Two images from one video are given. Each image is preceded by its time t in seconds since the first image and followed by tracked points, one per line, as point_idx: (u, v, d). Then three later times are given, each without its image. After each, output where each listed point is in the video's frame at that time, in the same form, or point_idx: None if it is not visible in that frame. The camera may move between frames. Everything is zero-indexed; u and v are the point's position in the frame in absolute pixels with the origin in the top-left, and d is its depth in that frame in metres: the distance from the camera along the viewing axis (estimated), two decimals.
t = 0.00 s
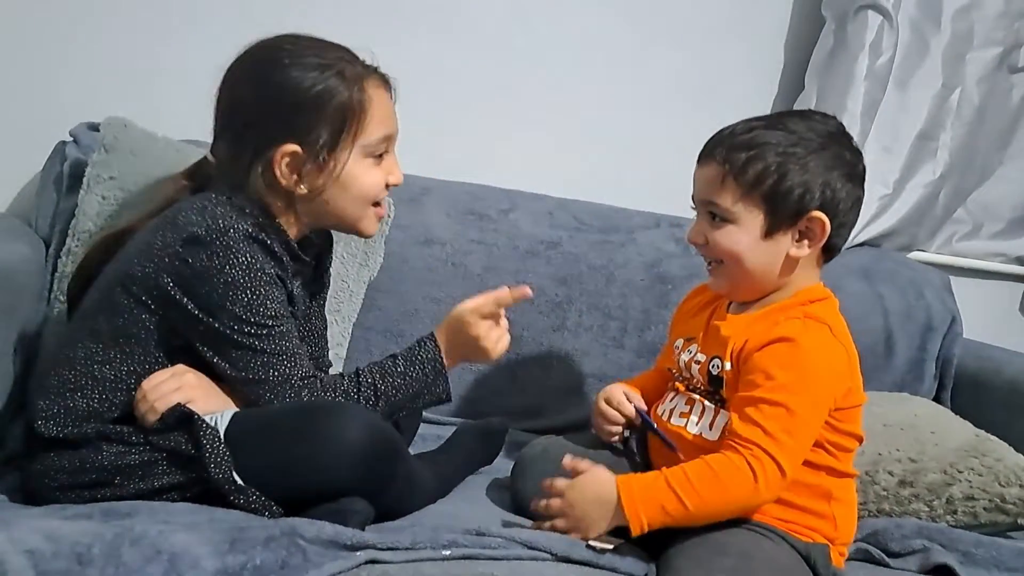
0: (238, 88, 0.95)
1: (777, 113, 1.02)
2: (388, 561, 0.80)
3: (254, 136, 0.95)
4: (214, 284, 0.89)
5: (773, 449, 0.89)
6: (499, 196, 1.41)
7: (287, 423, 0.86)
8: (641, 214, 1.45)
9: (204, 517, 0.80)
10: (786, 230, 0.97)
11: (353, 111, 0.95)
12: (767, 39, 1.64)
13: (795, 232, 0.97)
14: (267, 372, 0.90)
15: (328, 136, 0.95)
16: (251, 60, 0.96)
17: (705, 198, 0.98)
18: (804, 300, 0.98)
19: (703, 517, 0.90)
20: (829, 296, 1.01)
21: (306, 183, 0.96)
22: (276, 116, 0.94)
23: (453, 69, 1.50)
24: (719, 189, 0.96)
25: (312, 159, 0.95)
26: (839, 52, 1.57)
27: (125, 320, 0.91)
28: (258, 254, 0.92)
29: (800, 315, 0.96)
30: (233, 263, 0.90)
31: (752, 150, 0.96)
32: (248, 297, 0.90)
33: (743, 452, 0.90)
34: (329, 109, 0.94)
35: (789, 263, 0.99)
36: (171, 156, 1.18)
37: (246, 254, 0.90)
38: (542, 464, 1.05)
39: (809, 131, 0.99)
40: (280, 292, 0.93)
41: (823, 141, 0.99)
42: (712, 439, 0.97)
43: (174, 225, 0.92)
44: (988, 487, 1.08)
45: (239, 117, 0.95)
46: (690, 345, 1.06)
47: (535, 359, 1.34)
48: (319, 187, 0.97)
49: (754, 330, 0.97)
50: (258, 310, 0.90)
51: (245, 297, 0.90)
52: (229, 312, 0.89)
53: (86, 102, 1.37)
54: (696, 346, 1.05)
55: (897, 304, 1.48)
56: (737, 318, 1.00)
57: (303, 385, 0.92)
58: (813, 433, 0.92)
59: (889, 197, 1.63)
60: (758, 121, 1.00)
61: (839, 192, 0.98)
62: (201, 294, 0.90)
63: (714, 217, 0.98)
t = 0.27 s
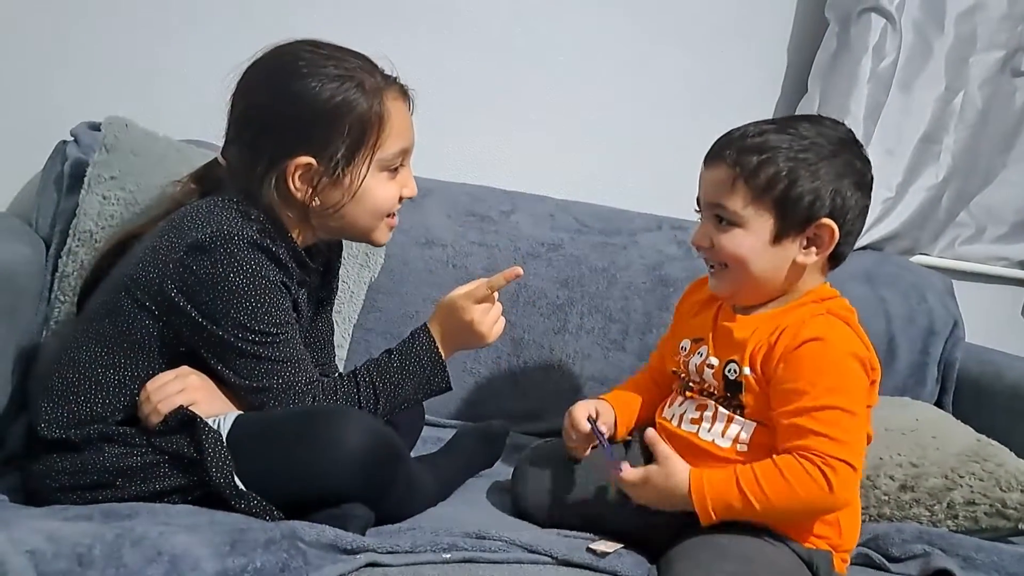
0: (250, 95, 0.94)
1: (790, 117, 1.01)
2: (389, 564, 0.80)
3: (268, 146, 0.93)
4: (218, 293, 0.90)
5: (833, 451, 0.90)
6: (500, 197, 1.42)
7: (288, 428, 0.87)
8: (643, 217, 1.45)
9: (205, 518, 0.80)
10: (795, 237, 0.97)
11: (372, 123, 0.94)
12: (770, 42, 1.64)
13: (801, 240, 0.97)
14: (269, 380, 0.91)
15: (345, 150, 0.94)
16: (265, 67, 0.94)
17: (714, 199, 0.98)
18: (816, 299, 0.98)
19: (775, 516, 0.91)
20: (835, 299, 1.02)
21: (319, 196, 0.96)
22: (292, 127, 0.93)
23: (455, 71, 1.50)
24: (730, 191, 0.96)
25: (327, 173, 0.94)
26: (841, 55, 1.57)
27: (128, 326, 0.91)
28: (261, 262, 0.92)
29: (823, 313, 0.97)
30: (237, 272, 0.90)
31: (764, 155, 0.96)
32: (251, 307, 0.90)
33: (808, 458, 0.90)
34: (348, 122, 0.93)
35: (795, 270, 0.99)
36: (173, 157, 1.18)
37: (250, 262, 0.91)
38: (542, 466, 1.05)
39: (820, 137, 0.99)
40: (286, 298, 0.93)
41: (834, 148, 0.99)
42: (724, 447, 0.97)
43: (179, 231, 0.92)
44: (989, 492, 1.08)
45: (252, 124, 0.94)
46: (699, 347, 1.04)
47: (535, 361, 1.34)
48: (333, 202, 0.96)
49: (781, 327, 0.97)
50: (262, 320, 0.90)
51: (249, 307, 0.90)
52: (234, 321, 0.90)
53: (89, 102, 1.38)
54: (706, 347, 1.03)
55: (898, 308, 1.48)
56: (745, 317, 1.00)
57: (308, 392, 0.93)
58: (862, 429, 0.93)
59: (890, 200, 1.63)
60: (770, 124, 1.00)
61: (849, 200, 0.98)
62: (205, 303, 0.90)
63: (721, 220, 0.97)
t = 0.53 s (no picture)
0: (250, 96, 0.95)
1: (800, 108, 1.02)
2: (385, 560, 0.80)
3: (267, 146, 0.94)
4: (215, 294, 0.90)
5: (827, 453, 0.90)
6: (500, 198, 1.42)
7: (287, 427, 0.87)
8: (641, 217, 1.46)
9: (204, 514, 0.80)
10: (806, 219, 0.96)
11: (371, 127, 0.95)
12: (769, 43, 1.65)
13: (813, 223, 0.97)
14: (266, 381, 0.91)
15: (344, 151, 0.94)
16: (264, 68, 0.95)
17: (729, 175, 0.97)
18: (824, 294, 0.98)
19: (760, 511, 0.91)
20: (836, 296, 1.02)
21: (316, 197, 0.96)
22: (290, 128, 0.93)
23: (455, 72, 1.51)
24: (744, 168, 0.96)
25: (325, 173, 0.95)
26: (839, 57, 1.57)
27: (127, 326, 0.92)
28: (258, 263, 0.92)
29: (829, 311, 0.97)
30: (234, 273, 0.90)
31: (779, 135, 0.96)
32: (247, 308, 0.90)
33: (804, 458, 0.89)
34: (346, 125, 0.94)
35: (804, 254, 0.99)
36: (175, 155, 1.18)
37: (247, 264, 0.91)
38: (539, 464, 1.06)
39: (832, 127, 0.99)
40: (281, 300, 0.93)
41: (845, 137, 0.99)
42: (722, 449, 0.97)
43: (176, 232, 0.93)
44: (984, 492, 1.08)
45: (252, 122, 0.94)
46: (697, 336, 1.04)
47: (534, 360, 1.35)
48: (330, 203, 0.97)
49: (785, 326, 0.96)
50: (258, 321, 0.90)
51: (244, 307, 0.90)
52: (230, 322, 0.90)
53: (91, 101, 1.39)
54: (706, 337, 1.03)
55: (895, 309, 1.49)
56: (749, 309, 1.00)
57: (304, 391, 0.93)
58: (858, 433, 0.93)
59: (888, 202, 1.64)
60: (782, 110, 1.00)
61: (858, 191, 0.99)
62: (201, 305, 0.90)
63: (732, 200, 0.97)
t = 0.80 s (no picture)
0: (247, 97, 0.96)
1: (781, 114, 1.02)
2: (384, 555, 0.80)
3: (263, 146, 0.95)
4: (215, 292, 0.91)
5: (815, 472, 0.89)
6: (500, 198, 1.43)
7: (286, 427, 0.88)
8: (640, 218, 1.47)
9: (204, 509, 0.81)
10: (795, 229, 0.97)
11: (366, 124, 0.96)
12: (768, 45, 1.65)
13: (802, 230, 0.97)
14: (266, 379, 0.92)
15: (340, 148, 0.95)
16: (260, 70, 0.96)
17: (713, 192, 0.98)
18: (824, 305, 0.98)
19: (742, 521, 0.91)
20: (837, 304, 1.00)
21: (312, 194, 0.97)
22: (287, 125, 0.94)
23: (455, 72, 1.52)
24: (729, 182, 0.97)
25: (321, 170, 0.96)
26: (838, 59, 1.58)
27: (127, 325, 0.92)
28: (258, 262, 0.93)
29: (830, 331, 0.96)
30: (233, 271, 0.91)
31: (762, 147, 0.96)
32: (247, 306, 0.91)
33: (793, 476, 0.89)
34: (341, 122, 0.95)
35: (795, 263, 0.98)
36: (177, 155, 1.20)
37: (246, 263, 0.92)
38: (537, 462, 1.07)
39: (817, 132, 0.99)
40: (281, 299, 0.94)
41: (831, 141, 0.99)
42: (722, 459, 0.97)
43: (176, 230, 0.93)
44: (979, 492, 1.09)
45: (248, 126, 0.96)
46: (697, 345, 1.05)
47: (533, 359, 1.36)
48: (327, 200, 0.97)
49: (784, 342, 0.95)
50: (258, 320, 0.91)
51: (244, 305, 0.91)
52: (231, 320, 0.91)
53: (93, 101, 1.40)
54: (706, 346, 1.03)
55: (892, 310, 1.50)
56: (748, 322, 1.00)
57: (304, 389, 0.94)
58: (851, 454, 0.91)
59: (886, 203, 1.65)
60: (767, 119, 1.01)
61: (847, 195, 0.98)
62: (202, 302, 0.91)
63: (719, 215, 0.98)
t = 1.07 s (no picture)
0: (223, 83, 0.97)
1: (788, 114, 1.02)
2: (383, 552, 0.81)
3: (243, 127, 0.96)
4: (208, 287, 0.91)
5: (811, 478, 0.89)
6: (499, 198, 1.44)
7: (284, 430, 0.88)
8: (639, 218, 1.48)
9: (205, 506, 0.82)
10: (798, 228, 0.97)
11: (340, 98, 0.97)
12: (767, 46, 1.66)
13: (805, 230, 0.98)
14: (264, 372, 0.93)
15: (316, 123, 0.97)
16: (234, 55, 0.97)
17: (720, 185, 0.98)
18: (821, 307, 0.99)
19: (738, 527, 0.91)
20: (834, 306, 1.01)
21: (292, 171, 0.98)
22: (265, 106, 0.96)
23: (455, 73, 1.53)
24: (737, 177, 0.97)
25: (300, 146, 0.97)
26: (836, 60, 1.59)
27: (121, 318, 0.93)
28: (251, 255, 0.94)
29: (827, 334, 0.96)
30: (224, 265, 0.92)
31: (770, 144, 0.97)
32: (240, 298, 0.92)
33: (787, 481, 0.89)
34: (316, 97, 0.96)
35: (796, 263, 0.99)
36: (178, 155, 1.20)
37: (238, 257, 0.93)
38: (536, 460, 1.08)
39: (824, 134, 1.00)
40: (274, 291, 0.95)
41: (837, 143, 1.00)
42: (720, 460, 0.98)
43: (167, 227, 0.94)
44: (975, 490, 1.10)
45: (226, 112, 0.97)
46: (694, 346, 1.05)
47: (533, 359, 1.36)
48: (307, 175, 0.99)
49: (782, 345, 0.95)
50: (253, 312, 0.92)
51: (238, 298, 0.92)
52: (226, 313, 0.92)
53: (95, 102, 1.41)
54: (703, 347, 1.03)
55: (890, 310, 1.51)
56: (746, 322, 1.00)
57: (300, 381, 0.95)
58: (847, 459, 0.91)
59: (884, 204, 1.65)
60: (774, 117, 1.01)
61: (851, 197, 0.99)
62: (198, 297, 0.92)
63: (724, 210, 0.98)
